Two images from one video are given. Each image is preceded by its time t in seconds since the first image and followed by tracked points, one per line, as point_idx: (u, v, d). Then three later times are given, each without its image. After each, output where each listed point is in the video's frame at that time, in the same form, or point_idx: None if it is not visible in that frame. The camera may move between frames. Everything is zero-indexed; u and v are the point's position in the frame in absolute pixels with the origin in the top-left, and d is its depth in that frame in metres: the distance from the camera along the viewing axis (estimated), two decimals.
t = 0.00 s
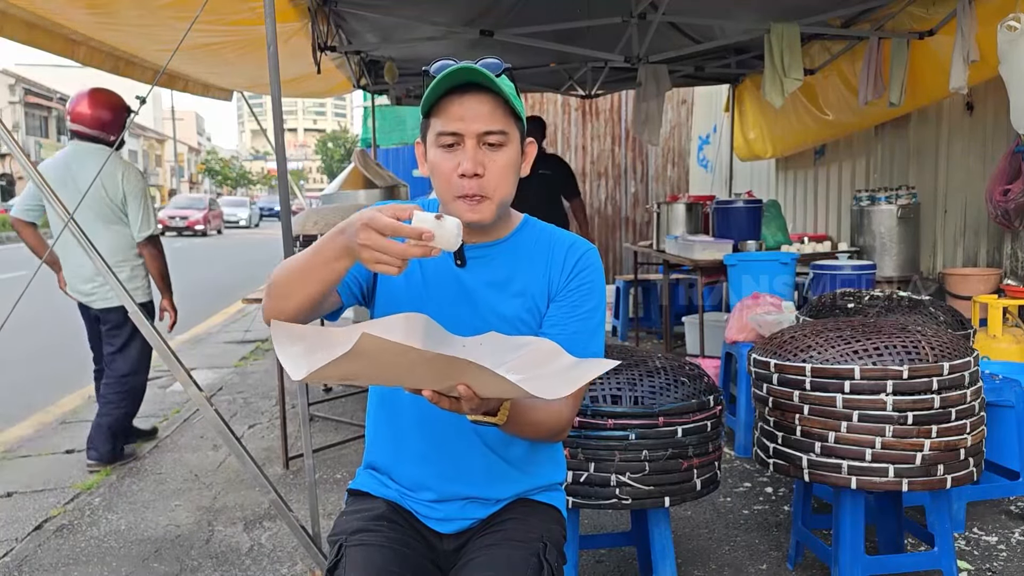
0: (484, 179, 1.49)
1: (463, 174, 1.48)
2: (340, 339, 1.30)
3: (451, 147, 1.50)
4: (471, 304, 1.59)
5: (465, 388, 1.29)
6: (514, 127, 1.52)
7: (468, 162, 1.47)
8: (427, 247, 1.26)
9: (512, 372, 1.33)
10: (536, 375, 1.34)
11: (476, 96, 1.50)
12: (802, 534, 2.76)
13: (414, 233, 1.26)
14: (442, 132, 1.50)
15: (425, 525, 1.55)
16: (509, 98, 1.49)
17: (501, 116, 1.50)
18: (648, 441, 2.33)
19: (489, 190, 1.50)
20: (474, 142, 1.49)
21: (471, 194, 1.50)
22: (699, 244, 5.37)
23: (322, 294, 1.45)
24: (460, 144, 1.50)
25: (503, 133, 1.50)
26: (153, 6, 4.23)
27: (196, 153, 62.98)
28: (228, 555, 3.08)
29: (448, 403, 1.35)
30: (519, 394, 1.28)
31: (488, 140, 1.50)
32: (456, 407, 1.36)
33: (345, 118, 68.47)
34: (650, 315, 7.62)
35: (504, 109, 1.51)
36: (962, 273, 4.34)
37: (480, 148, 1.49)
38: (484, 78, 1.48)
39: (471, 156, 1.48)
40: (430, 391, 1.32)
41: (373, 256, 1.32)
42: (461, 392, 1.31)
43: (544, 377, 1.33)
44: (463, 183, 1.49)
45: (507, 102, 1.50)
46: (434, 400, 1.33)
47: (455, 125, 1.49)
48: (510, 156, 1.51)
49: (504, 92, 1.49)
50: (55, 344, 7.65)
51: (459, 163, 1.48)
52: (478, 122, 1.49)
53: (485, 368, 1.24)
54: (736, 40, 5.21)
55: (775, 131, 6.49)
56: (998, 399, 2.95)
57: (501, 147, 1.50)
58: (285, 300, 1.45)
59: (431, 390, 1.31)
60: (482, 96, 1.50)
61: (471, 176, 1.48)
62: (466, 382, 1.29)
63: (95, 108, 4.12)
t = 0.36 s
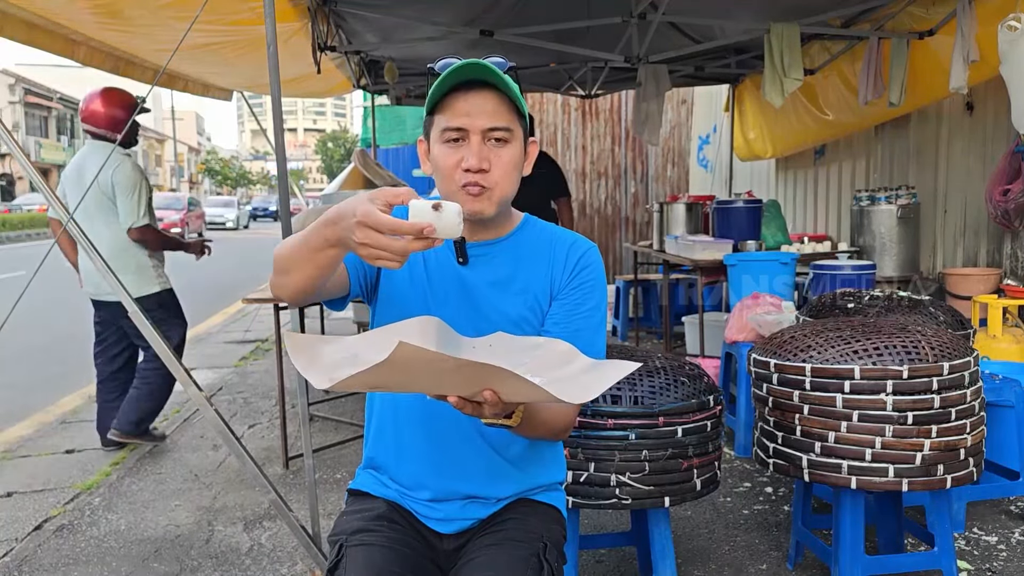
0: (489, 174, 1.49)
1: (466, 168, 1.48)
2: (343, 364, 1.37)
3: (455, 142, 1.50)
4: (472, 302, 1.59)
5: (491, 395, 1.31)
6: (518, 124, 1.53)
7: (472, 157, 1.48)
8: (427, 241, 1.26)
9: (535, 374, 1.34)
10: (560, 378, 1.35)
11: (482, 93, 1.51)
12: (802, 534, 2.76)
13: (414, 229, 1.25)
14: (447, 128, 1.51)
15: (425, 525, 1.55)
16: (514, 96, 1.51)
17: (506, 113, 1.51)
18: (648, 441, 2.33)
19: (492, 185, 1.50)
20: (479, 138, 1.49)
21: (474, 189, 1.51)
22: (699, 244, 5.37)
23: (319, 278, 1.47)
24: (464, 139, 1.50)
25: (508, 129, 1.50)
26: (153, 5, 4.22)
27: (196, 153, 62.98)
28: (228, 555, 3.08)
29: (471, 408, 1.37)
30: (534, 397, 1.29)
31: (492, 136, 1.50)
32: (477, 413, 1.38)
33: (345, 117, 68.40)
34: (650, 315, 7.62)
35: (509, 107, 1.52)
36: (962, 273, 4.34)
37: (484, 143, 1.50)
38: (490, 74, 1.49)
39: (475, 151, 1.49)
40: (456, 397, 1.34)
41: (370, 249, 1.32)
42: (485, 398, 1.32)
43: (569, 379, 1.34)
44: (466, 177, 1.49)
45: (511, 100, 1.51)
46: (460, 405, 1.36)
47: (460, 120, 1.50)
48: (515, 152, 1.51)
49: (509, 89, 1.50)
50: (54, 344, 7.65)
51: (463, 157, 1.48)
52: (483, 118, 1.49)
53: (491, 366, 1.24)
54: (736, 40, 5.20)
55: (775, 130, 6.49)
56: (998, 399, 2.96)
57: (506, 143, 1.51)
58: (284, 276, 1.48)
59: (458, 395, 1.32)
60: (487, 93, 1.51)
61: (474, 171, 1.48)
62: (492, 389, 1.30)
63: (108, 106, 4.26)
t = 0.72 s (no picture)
0: (492, 170, 1.49)
1: (469, 162, 1.47)
2: (354, 371, 1.38)
3: (458, 138, 1.51)
4: (474, 302, 1.59)
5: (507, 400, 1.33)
6: (520, 122, 1.54)
7: (474, 151, 1.48)
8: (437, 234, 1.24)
9: (550, 375, 1.34)
10: (575, 380, 1.34)
11: (485, 89, 1.52)
12: (802, 534, 2.76)
13: (423, 221, 1.24)
14: (449, 123, 1.51)
15: (425, 525, 1.55)
16: (517, 93, 1.52)
17: (508, 110, 1.52)
18: (648, 441, 2.33)
19: (495, 181, 1.50)
20: (482, 133, 1.49)
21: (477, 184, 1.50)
22: (699, 244, 5.37)
23: (335, 266, 1.50)
24: (467, 135, 1.50)
25: (510, 125, 1.51)
26: (153, 5, 4.23)
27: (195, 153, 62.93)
28: (228, 555, 3.08)
29: (487, 413, 1.39)
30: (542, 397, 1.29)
31: (495, 132, 1.50)
32: (492, 418, 1.40)
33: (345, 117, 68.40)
34: (650, 315, 7.63)
35: (511, 104, 1.53)
36: (962, 273, 4.34)
37: (487, 139, 1.50)
38: (494, 71, 1.50)
39: (478, 146, 1.49)
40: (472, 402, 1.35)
41: (378, 242, 1.32)
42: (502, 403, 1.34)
43: (587, 382, 1.34)
44: (469, 171, 1.48)
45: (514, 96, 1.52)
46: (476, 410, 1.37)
47: (463, 115, 1.50)
48: (517, 149, 1.51)
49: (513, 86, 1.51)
50: (54, 344, 7.66)
51: (466, 152, 1.48)
52: (487, 113, 1.50)
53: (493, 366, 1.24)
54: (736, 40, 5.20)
55: (775, 130, 6.49)
56: (998, 399, 2.96)
57: (508, 140, 1.51)
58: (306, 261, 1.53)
59: (473, 400, 1.34)
60: (491, 89, 1.52)
61: (477, 165, 1.47)
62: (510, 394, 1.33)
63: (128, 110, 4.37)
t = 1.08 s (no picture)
0: (496, 168, 1.49)
1: (473, 160, 1.47)
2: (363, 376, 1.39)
3: (462, 135, 1.50)
4: (478, 305, 1.58)
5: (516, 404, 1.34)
6: (524, 120, 1.54)
7: (479, 149, 1.48)
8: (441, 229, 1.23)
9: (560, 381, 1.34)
10: (583, 384, 1.34)
11: (490, 86, 1.51)
12: (802, 534, 2.76)
13: (430, 216, 1.23)
14: (453, 121, 1.50)
15: (426, 526, 1.55)
16: (521, 91, 1.52)
17: (513, 108, 1.52)
18: (648, 441, 2.33)
19: (500, 179, 1.50)
20: (486, 130, 1.49)
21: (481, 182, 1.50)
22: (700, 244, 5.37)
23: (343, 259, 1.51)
24: (471, 132, 1.50)
25: (515, 123, 1.51)
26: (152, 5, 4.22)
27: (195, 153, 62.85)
28: (228, 555, 3.08)
29: (496, 419, 1.40)
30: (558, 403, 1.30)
31: (500, 130, 1.50)
32: (500, 422, 1.41)
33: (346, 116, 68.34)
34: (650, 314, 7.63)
35: (516, 102, 1.53)
36: (962, 273, 4.34)
37: (491, 137, 1.50)
38: (498, 69, 1.50)
39: (482, 144, 1.49)
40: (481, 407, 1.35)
41: (383, 240, 1.31)
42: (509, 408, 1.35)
43: (594, 386, 1.34)
44: (473, 169, 1.48)
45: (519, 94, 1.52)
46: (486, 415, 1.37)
47: (468, 113, 1.50)
48: (522, 147, 1.51)
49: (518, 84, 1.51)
50: (54, 344, 7.65)
51: (470, 150, 1.48)
52: (491, 111, 1.50)
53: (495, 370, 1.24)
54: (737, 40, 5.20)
55: (775, 130, 6.49)
56: (999, 399, 2.95)
57: (513, 137, 1.51)
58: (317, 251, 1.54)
59: (482, 406, 1.34)
60: (495, 86, 1.51)
61: (482, 163, 1.47)
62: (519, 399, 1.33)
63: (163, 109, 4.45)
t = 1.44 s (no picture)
0: (499, 171, 1.49)
1: (476, 164, 1.48)
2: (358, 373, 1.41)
3: (466, 138, 1.51)
4: (481, 307, 1.59)
5: (508, 406, 1.33)
6: (529, 122, 1.54)
7: (483, 153, 1.48)
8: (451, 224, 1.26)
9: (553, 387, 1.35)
10: (576, 390, 1.35)
11: (494, 87, 1.51)
12: (802, 534, 2.76)
13: (439, 206, 1.25)
14: (458, 123, 1.50)
15: (427, 525, 1.55)
16: (527, 93, 1.52)
17: (518, 110, 1.52)
18: (648, 441, 2.33)
19: (503, 182, 1.50)
20: (490, 134, 1.50)
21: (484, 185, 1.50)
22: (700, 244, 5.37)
23: (335, 264, 1.50)
24: (475, 135, 1.50)
25: (519, 126, 1.51)
26: (153, 5, 4.23)
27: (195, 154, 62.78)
28: (228, 554, 3.08)
29: (489, 420, 1.39)
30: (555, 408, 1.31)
31: (504, 133, 1.51)
32: (495, 423, 1.41)
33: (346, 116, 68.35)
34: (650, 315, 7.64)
35: (521, 104, 1.53)
36: (962, 273, 4.34)
37: (495, 140, 1.50)
38: (503, 71, 1.50)
39: (486, 147, 1.49)
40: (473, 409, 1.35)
41: (390, 238, 1.32)
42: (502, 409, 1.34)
43: (588, 391, 1.34)
44: (477, 172, 1.48)
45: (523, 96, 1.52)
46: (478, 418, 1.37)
47: (472, 115, 1.50)
48: (525, 150, 1.52)
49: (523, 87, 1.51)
50: (54, 344, 7.65)
51: (473, 153, 1.48)
52: (495, 113, 1.50)
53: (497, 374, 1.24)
54: (737, 40, 5.20)
55: (775, 130, 6.49)
56: (998, 398, 2.96)
57: (517, 141, 1.51)
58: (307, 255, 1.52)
59: (474, 407, 1.34)
60: (500, 87, 1.52)
61: (485, 166, 1.48)
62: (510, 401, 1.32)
63: (183, 109, 4.56)
